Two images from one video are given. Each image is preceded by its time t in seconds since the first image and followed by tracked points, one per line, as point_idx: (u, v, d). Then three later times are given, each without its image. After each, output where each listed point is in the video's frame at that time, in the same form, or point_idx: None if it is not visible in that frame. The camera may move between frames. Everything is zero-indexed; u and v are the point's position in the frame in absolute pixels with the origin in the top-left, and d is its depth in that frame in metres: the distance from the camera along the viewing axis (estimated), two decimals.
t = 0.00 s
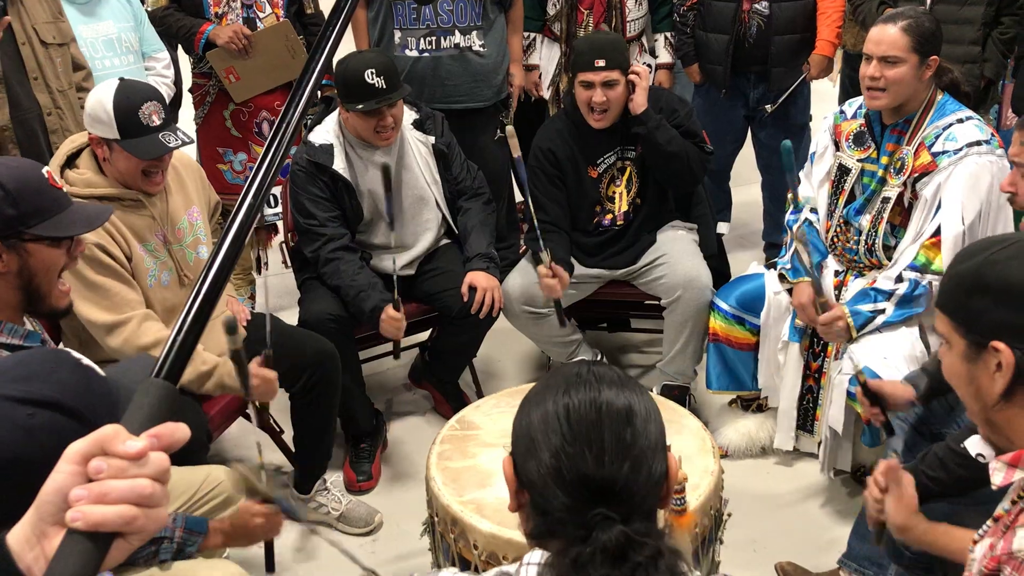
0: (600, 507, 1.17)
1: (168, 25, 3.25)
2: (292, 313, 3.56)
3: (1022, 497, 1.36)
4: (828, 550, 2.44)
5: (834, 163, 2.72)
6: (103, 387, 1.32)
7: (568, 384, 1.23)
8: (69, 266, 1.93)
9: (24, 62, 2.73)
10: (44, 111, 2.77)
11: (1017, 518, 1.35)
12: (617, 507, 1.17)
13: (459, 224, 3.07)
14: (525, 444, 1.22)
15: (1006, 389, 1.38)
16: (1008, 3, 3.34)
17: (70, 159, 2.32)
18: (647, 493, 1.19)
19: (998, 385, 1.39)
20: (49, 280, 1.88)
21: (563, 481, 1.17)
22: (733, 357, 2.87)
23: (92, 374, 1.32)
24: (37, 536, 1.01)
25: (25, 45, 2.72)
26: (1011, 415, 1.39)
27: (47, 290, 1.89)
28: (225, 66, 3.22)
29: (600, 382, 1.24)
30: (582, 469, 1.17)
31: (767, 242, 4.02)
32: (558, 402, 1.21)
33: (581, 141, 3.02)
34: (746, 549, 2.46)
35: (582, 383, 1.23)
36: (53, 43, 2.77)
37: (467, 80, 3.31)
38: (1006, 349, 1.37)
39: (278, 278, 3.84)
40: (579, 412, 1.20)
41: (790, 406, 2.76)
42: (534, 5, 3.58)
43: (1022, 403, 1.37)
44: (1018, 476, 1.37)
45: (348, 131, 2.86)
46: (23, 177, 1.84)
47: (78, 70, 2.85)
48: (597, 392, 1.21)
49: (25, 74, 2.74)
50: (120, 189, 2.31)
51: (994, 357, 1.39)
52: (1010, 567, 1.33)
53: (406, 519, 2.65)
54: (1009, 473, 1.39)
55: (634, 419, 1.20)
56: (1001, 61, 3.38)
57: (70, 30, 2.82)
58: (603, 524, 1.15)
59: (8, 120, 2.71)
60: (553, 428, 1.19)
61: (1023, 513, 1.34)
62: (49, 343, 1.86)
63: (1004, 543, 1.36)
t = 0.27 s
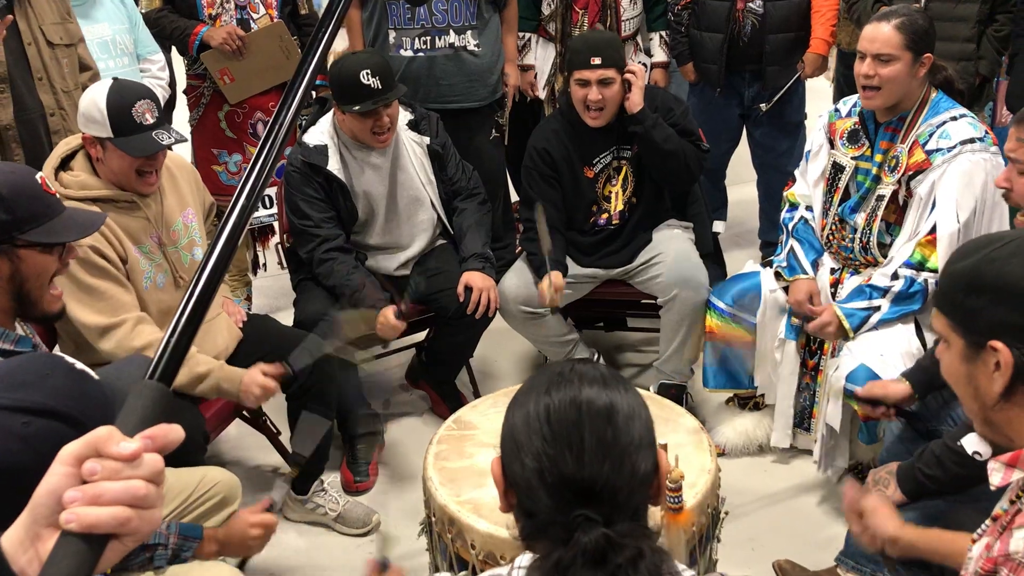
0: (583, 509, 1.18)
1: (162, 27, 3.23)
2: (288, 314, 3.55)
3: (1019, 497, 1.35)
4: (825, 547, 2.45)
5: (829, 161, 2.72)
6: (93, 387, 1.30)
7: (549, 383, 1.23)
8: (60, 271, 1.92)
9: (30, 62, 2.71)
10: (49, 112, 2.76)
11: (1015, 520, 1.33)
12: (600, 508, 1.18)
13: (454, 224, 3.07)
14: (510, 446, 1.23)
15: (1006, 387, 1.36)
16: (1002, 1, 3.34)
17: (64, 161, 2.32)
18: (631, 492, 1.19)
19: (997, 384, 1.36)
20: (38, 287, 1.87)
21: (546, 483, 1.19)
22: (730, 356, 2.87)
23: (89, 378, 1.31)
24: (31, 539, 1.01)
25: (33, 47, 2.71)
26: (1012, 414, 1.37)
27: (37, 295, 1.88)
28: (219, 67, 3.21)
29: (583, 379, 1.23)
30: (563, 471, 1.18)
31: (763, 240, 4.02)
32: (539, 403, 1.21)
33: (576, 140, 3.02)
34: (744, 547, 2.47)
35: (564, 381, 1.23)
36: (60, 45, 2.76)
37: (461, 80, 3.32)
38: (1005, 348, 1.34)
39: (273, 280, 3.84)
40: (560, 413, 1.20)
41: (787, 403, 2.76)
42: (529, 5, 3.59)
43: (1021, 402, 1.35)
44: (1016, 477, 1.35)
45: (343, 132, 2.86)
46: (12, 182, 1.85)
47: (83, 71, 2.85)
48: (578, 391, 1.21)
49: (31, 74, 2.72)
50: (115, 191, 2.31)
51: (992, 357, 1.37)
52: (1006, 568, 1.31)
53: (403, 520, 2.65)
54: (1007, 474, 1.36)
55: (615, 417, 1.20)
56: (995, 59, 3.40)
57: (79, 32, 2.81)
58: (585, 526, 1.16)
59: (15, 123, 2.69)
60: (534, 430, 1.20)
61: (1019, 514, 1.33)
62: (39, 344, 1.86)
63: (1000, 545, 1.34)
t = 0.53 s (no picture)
0: (564, 513, 1.19)
1: (153, 29, 3.23)
2: (282, 316, 3.55)
3: (1013, 489, 1.34)
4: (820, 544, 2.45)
5: (820, 159, 2.73)
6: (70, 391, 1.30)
7: (527, 388, 1.25)
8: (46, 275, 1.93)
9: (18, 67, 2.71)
10: (38, 116, 2.75)
11: (1007, 512, 1.32)
12: (581, 511, 1.19)
13: (448, 224, 3.07)
14: (492, 453, 1.25)
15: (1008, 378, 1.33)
16: None
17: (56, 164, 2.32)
18: (612, 494, 1.20)
19: (1000, 374, 1.33)
20: (24, 291, 1.90)
21: (526, 488, 1.20)
22: (724, 354, 2.88)
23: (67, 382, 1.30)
24: (24, 542, 1.01)
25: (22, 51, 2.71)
26: (1013, 403, 1.33)
27: (23, 300, 1.91)
28: (211, 69, 3.21)
29: (561, 382, 1.24)
30: (541, 476, 1.19)
31: (756, 239, 4.02)
32: (518, 408, 1.23)
33: (569, 139, 3.02)
34: (739, 545, 2.47)
35: (542, 385, 1.24)
36: (49, 49, 2.75)
37: (454, 80, 3.31)
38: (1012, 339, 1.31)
39: (267, 281, 3.83)
40: (537, 418, 1.21)
41: (780, 401, 2.76)
42: (521, 5, 3.59)
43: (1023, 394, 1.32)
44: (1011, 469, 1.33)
45: (336, 132, 2.85)
46: None
47: (71, 74, 2.83)
48: (555, 394, 1.22)
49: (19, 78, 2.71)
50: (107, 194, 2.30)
51: (996, 345, 1.33)
52: (996, 562, 1.31)
53: (399, 520, 2.66)
54: (1002, 465, 1.34)
55: (594, 418, 1.21)
56: (986, 56, 3.42)
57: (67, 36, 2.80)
58: (565, 532, 1.18)
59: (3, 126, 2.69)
60: (512, 436, 1.21)
61: (1011, 507, 1.32)
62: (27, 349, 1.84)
63: (992, 537, 1.33)
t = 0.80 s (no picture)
0: (548, 518, 1.20)
1: (144, 32, 3.23)
2: (274, 319, 3.55)
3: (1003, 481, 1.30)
4: (813, 543, 2.46)
5: (810, 159, 2.74)
6: (61, 394, 1.30)
7: (508, 392, 1.25)
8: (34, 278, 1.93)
9: None
10: (14, 123, 2.77)
11: (993, 503, 1.26)
12: (566, 515, 1.20)
13: (439, 226, 3.07)
14: (475, 459, 1.26)
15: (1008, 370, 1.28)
16: None
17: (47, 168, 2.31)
18: (596, 498, 1.21)
19: (1000, 366, 1.29)
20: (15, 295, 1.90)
21: (509, 495, 1.21)
22: (715, 354, 2.88)
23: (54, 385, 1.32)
24: (17, 546, 1.01)
25: None
26: (1010, 395, 1.30)
27: (14, 303, 1.90)
28: (202, 71, 3.21)
29: (542, 385, 1.24)
30: (524, 481, 1.20)
31: (748, 238, 4.03)
32: (499, 413, 1.23)
33: (561, 140, 3.03)
34: (732, 544, 2.48)
35: (523, 388, 1.24)
36: (22, 53, 2.75)
37: (445, 81, 3.32)
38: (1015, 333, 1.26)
39: (260, 284, 3.83)
40: (519, 423, 1.21)
41: (773, 400, 2.78)
42: (512, 6, 3.60)
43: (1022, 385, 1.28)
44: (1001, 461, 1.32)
45: (327, 135, 2.86)
46: None
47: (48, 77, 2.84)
48: (536, 399, 1.22)
49: None
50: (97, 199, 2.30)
51: (998, 338, 1.28)
52: (982, 552, 1.25)
53: (393, 523, 2.66)
54: (994, 457, 1.33)
55: (575, 422, 1.21)
56: (976, 55, 3.43)
57: (39, 38, 2.80)
58: (550, 537, 1.18)
59: None
60: (495, 442, 1.22)
61: (998, 498, 1.26)
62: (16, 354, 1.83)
63: (977, 528, 1.27)
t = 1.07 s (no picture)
0: (541, 520, 1.20)
1: (136, 34, 3.21)
2: (267, 321, 3.54)
3: (1007, 479, 1.30)
4: (806, 543, 2.47)
5: (803, 159, 2.75)
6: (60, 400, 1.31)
7: (500, 394, 1.26)
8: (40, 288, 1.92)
9: None
10: None
11: (997, 500, 1.26)
12: (558, 517, 1.20)
13: (433, 228, 3.07)
14: (468, 461, 1.26)
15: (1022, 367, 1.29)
16: None
17: (37, 173, 2.31)
18: (589, 499, 1.20)
19: (1010, 363, 1.29)
20: (17, 305, 1.87)
21: (501, 496, 1.21)
22: (710, 354, 2.89)
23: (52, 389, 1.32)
24: (12, 550, 1.00)
25: None
26: (1017, 392, 1.31)
27: (16, 316, 1.89)
28: (194, 73, 3.20)
29: (534, 387, 1.25)
30: (516, 482, 1.20)
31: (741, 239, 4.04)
32: (491, 415, 1.24)
33: (555, 142, 3.03)
34: (727, 544, 2.49)
35: (515, 390, 1.25)
36: None
37: (439, 83, 3.32)
38: None
39: (253, 286, 3.82)
40: (510, 424, 1.22)
41: (767, 401, 2.78)
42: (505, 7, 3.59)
43: None
44: (1003, 457, 1.40)
45: (321, 138, 2.85)
46: None
47: (25, 80, 2.82)
48: (528, 400, 1.23)
49: None
50: (88, 203, 2.29)
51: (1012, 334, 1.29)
52: (986, 549, 1.23)
53: (387, 525, 2.65)
54: (995, 455, 1.41)
55: (567, 423, 1.22)
56: (968, 56, 3.45)
57: (14, 41, 2.77)
58: (541, 537, 1.18)
59: None
60: (487, 443, 1.23)
61: (1002, 494, 1.26)
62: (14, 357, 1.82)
63: (981, 525, 1.26)
